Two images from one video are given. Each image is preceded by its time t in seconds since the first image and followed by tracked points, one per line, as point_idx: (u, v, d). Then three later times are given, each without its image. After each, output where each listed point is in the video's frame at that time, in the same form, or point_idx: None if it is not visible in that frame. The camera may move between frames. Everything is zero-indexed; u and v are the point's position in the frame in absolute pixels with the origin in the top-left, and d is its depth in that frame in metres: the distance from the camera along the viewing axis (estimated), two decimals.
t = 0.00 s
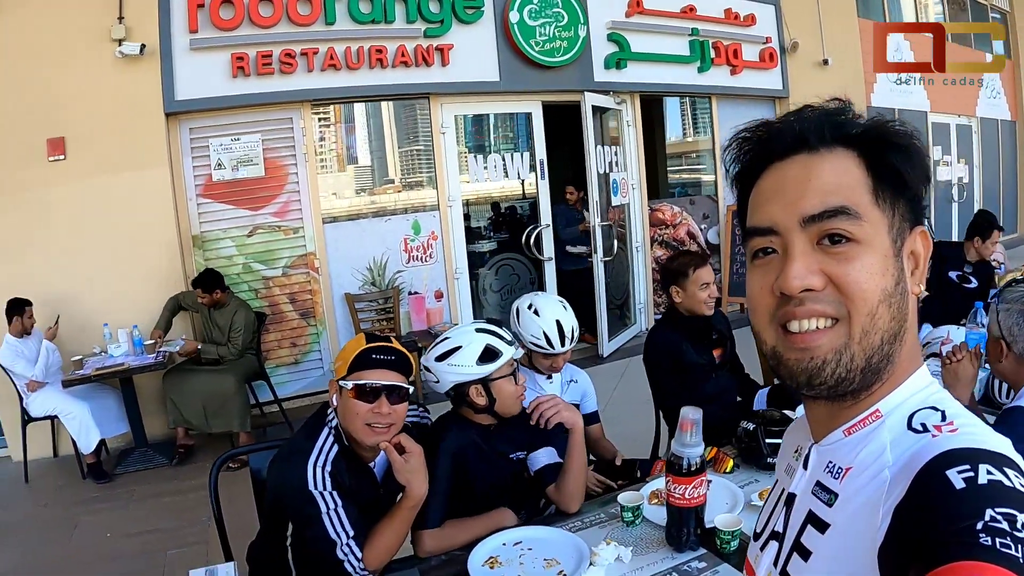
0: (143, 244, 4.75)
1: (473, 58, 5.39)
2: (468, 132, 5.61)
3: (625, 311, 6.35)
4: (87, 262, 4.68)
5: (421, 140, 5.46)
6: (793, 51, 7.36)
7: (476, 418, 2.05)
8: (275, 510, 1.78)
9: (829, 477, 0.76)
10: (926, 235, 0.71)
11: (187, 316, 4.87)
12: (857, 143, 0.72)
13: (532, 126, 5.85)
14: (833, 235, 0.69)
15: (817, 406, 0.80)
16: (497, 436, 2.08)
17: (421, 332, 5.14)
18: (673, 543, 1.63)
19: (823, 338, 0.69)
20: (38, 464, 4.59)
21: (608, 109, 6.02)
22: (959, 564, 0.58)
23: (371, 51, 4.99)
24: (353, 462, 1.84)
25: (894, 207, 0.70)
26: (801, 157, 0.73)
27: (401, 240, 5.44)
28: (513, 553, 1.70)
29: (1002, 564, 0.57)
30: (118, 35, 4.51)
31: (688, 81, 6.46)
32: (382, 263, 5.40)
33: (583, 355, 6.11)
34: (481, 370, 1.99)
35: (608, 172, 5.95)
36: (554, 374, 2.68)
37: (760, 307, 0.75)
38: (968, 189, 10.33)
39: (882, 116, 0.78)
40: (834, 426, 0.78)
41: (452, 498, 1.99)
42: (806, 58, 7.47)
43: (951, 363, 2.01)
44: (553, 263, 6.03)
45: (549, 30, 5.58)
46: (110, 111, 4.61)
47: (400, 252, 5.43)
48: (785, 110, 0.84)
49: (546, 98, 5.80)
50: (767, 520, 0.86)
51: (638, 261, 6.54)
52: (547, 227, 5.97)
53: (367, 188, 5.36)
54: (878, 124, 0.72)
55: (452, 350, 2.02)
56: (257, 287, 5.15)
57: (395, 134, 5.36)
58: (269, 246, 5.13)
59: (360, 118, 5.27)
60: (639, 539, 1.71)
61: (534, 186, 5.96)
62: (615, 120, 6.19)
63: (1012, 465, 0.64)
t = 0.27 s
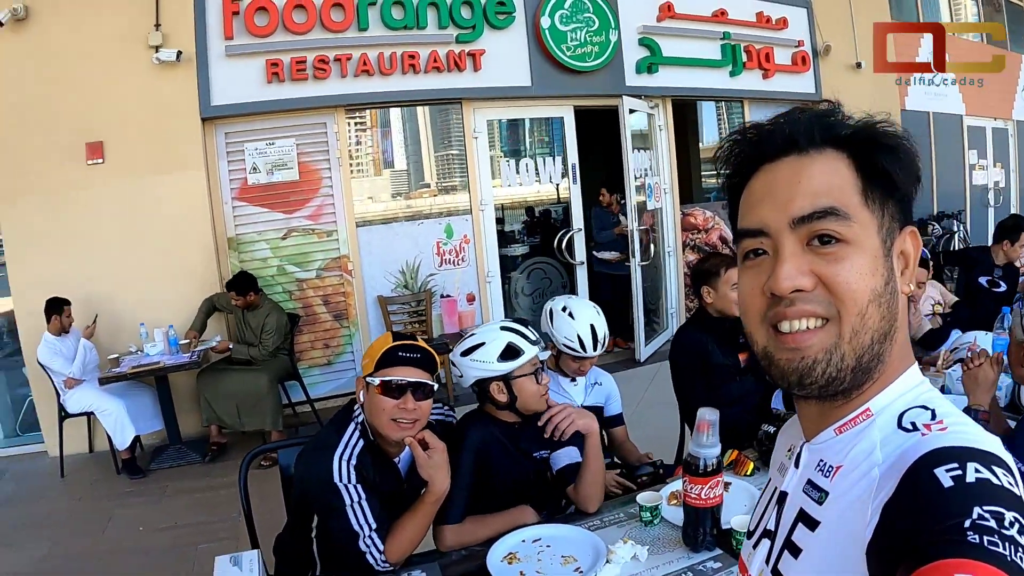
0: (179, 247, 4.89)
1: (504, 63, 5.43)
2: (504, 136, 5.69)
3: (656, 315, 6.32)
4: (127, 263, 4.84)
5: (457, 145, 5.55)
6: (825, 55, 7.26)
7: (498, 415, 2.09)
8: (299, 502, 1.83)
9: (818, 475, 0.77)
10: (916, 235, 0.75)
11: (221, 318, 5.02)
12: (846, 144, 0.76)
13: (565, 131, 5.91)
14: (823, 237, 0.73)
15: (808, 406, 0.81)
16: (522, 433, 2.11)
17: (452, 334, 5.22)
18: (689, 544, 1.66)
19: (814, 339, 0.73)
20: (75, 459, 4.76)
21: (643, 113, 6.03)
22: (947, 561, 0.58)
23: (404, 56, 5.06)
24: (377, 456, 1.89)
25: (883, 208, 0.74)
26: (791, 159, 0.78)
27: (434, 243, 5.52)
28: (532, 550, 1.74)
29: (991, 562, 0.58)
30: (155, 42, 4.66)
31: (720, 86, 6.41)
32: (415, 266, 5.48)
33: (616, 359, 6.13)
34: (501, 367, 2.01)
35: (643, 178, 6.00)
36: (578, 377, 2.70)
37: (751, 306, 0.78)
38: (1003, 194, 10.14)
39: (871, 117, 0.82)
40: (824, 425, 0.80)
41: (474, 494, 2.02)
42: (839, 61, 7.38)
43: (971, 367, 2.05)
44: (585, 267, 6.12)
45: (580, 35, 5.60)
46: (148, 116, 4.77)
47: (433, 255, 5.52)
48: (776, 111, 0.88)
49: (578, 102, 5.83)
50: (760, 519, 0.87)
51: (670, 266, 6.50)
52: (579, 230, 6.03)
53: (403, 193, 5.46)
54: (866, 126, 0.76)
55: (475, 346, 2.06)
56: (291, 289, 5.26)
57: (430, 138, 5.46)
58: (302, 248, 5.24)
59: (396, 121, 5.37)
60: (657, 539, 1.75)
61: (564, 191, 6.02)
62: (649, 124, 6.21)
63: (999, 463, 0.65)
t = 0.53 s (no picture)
0: (208, 250, 5.01)
1: (530, 69, 5.46)
2: (532, 142, 5.72)
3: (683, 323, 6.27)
4: (158, 265, 4.97)
5: (486, 151, 5.58)
6: (853, 60, 7.17)
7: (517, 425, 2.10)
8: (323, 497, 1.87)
9: (819, 474, 0.78)
10: (914, 234, 0.78)
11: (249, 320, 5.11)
12: (842, 144, 0.80)
13: (593, 138, 5.91)
14: (821, 236, 0.76)
15: (807, 405, 0.83)
16: (542, 438, 2.12)
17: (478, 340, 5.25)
18: (706, 546, 1.67)
19: (812, 337, 0.75)
20: (104, 457, 4.88)
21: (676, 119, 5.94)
22: (949, 559, 0.58)
23: (432, 63, 5.13)
24: (398, 455, 1.91)
25: (879, 208, 0.78)
26: (789, 159, 0.81)
27: (462, 249, 5.56)
28: (549, 550, 1.75)
29: (991, 560, 0.58)
30: (186, 49, 4.79)
31: (747, 92, 6.37)
32: (442, 271, 5.53)
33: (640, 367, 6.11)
34: (512, 390, 2.02)
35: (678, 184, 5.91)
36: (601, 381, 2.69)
37: (750, 306, 0.81)
38: None
39: (868, 117, 0.86)
40: (824, 425, 0.81)
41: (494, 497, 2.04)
42: (868, 67, 7.28)
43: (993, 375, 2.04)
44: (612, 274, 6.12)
45: (607, 42, 5.60)
46: (180, 122, 4.90)
47: (460, 260, 5.56)
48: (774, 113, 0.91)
49: (606, 108, 5.83)
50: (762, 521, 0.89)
51: (699, 273, 6.40)
52: (605, 237, 6.04)
53: (433, 199, 5.52)
54: (862, 126, 0.80)
55: (487, 365, 2.07)
56: (319, 293, 5.34)
57: (461, 145, 5.51)
58: (330, 252, 5.33)
59: (425, 128, 5.41)
60: (674, 541, 1.76)
61: (592, 197, 6.02)
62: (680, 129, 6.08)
63: (998, 462, 0.65)
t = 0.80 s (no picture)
0: (215, 251, 5.03)
1: (536, 71, 5.46)
2: (540, 145, 5.73)
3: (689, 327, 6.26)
4: (165, 266, 5.00)
5: (492, 154, 5.59)
6: (861, 63, 7.14)
7: (521, 426, 2.10)
8: (328, 498, 1.87)
9: (821, 476, 0.78)
10: (917, 234, 0.78)
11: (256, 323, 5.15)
12: (845, 144, 0.81)
13: (599, 141, 5.91)
14: (824, 237, 0.76)
15: (809, 406, 0.84)
16: (547, 442, 2.14)
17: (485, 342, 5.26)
18: (712, 548, 1.67)
19: (815, 338, 0.76)
20: (111, 457, 4.91)
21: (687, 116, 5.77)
22: (955, 561, 0.57)
23: (439, 66, 5.14)
24: (404, 456, 1.92)
25: (883, 209, 0.78)
26: (792, 160, 0.82)
27: (469, 251, 5.57)
28: (554, 551, 1.75)
29: (995, 563, 0.57)
30: (194, 51, 4.83)
31: (753, 95, 6.35)
32: (449, 273, 5.54)
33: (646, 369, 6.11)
34: (518, 387, 2.02)
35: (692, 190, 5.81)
36: (606, 382, 2.69)
37: (754, 307, 0.82)
38: None
39: (871, 117, 0.86)
40: (827, 426, 0.81)
41: (500, 498, 2.05)
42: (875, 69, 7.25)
43: (996, 384, 2.05)
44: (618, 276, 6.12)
45: (614, 45, 5.60)
46: (188, 124, 4.93)
47: (467, 262, 5.57)
48: (777, 113, 0.92)
49: (612, 111, 5.83)
50: (765, 522, 0.89)
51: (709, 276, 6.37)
52: (612, 240, 6.04)
53: (440, 201, 5.53)
54: (865, 126, 0.81)
55: (496, 361, 2.08)
56: (326, 294, 5.36)
57: (467, 148, 5.52)
58: (338, 254, 5.34)
59: (433, 131, 5.44)
60: (680, 542, 1.76)
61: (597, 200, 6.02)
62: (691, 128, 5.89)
63: (1003, 464, 0.65)
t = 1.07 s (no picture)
0: (210, 253, 5.02)
1: (531, 73, 5.47)
2: (535, 146, 5.74)
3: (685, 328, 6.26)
4: (160, 267, 4.98)
5: (486, 156, 5.60)
6: (855, 65, 7.17)
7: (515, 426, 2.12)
8: (324, 498, 1.87)
9: (818, 477, 0.79)
10: (912, 236, 0.79)
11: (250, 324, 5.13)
12: (841, 146, 0.81)
13: (594, 142, 5.91)
14: (820, 238, 0.77)
15: (806, 407, 0.84)
16: (541, 442, 2.16)
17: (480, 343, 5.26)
18: (708, 549, 1.67)
19: (811, 339, 0.76)
20: (105, 459, 4.88)
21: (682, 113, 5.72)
22: (951, 562, 0.57)
23: (433, 68, 5.14)
24: (400, 458, 1.91)
25: (879, 210, 0.79)
26: (788, 161, 0.83)
27: (463, 252, 5.57)
28: (551, 553, 1.75)
29: (991, 563, 0.57)
30: (189, 52, 4.83)
31: (748, 96, 6.37)
32: (444, 274, 5.53)
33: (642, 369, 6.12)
34: (511, 388, 2.03)
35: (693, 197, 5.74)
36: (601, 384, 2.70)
37: (751, 308, 0.82)
38: None
39: (868, 119, 0.87)
40: (824, 427, 0.82)
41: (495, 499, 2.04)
42: (869, 71, 7.29)
43: (985, 382, 2.07)
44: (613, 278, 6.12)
45: (609, 47, 5.62)
46: (183, 124, 4.91)
47: (462, 264, 5.56)
48: (774, 115, 0.93)
49: (607, 113, 5.84)
50: (762, 523, 0.89)
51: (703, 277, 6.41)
52: (607, 241, 6.05)
53: (434, 203, 5.53)
54: (861, 128, 0.82)
55: (489, 362, 2.09)
56: (321, 296, 5.35)
57: (462, 149, 5.52)
58: (333, 256, 5.34)
59: (428, 132, 5.43)
60: (676, 544, 1.76)
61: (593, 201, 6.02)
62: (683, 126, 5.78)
63: (998, 464, 0.65)
